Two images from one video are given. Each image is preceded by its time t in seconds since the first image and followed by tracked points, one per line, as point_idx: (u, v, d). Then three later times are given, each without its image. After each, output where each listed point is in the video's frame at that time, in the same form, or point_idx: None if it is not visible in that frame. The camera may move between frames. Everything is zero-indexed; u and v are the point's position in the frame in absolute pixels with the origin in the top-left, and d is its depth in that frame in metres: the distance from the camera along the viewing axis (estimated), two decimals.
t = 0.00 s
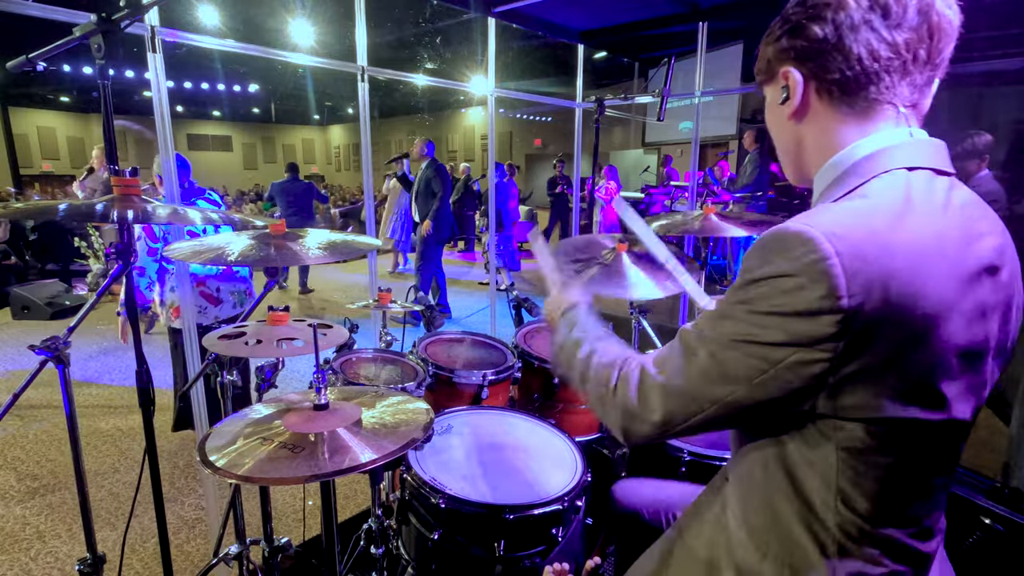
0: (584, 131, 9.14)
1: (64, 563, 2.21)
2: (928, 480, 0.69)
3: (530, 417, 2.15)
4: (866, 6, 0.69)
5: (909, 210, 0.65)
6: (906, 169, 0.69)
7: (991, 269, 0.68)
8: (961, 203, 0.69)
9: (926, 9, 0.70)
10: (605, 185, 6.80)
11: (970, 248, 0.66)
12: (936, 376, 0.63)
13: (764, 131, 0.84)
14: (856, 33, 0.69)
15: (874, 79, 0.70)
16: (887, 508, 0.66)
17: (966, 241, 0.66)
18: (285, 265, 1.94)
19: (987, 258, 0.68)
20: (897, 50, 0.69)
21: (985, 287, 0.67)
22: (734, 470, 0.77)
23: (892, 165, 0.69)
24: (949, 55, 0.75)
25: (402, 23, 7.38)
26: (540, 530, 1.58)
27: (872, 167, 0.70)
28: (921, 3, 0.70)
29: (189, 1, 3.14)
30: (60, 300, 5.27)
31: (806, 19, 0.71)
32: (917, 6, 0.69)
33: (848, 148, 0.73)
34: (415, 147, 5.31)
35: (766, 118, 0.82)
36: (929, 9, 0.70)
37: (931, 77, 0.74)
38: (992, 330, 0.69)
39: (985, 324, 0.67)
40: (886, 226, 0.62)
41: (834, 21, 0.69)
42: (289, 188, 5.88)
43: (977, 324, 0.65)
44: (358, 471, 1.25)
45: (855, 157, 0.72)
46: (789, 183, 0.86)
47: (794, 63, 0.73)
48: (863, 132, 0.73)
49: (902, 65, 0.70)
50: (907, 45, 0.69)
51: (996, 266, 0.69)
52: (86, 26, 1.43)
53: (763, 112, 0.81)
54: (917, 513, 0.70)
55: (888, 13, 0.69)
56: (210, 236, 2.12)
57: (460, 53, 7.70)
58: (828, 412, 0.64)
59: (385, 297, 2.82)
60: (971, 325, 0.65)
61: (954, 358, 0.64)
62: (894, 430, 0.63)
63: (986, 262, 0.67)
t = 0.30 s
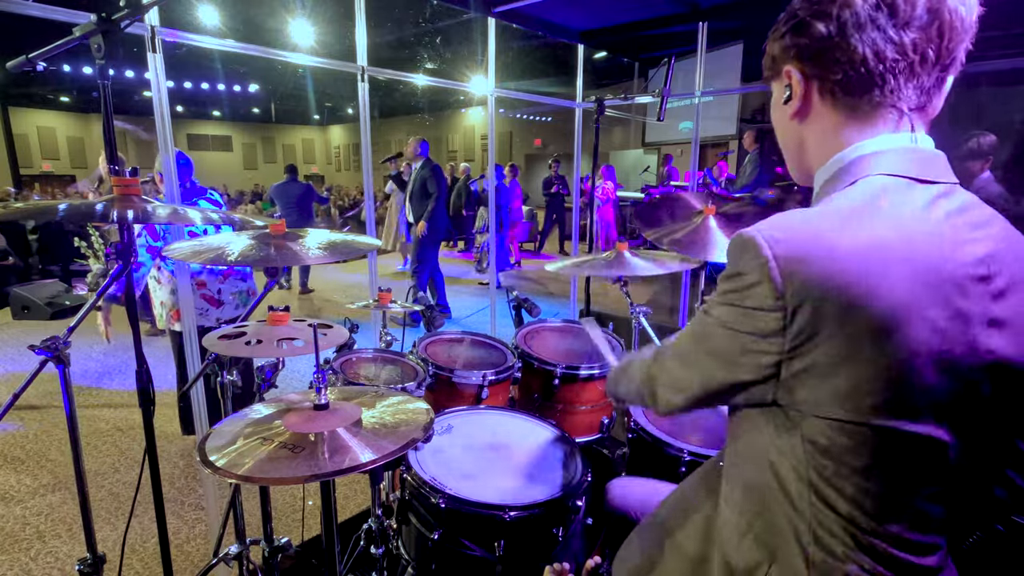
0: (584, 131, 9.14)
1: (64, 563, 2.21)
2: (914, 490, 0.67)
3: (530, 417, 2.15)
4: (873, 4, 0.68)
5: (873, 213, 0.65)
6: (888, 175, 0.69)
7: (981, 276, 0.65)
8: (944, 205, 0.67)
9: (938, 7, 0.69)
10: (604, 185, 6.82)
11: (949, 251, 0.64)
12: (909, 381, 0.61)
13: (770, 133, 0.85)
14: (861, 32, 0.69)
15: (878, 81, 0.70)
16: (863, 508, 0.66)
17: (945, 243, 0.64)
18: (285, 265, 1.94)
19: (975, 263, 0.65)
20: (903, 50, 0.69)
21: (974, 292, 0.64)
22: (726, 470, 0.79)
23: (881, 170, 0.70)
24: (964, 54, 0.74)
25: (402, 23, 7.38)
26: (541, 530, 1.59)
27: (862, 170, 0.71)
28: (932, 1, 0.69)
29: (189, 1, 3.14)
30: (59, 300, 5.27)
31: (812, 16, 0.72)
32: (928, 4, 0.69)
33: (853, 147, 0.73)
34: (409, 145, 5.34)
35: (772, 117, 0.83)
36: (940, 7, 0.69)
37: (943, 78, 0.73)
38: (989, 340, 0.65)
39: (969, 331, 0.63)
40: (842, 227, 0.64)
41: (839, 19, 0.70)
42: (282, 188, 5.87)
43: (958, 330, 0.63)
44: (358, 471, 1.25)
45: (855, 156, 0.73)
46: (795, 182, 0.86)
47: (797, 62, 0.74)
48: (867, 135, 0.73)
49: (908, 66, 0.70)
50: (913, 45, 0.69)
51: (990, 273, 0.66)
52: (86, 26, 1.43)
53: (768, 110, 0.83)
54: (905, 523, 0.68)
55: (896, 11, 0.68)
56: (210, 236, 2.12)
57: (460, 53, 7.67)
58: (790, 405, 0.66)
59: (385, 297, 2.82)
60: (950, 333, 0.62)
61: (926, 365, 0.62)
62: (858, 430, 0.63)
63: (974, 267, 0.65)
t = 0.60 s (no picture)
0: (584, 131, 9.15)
1: (64, 563, 2.21)
2: (908, 485, 0.67)
3: (530, 417, 2.15)
4: (838, 23, 0.70)
5: (869, 210, 0.65)
6: (859, 175, 0.69)
7: (973, 267, 0.67)
8: (933, 199, 0.69)
9: (896, 23, 0.70)
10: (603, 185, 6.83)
11: (941, 244, 0.65)
12: (906, 374, 0.63)
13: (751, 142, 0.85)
14: (829, 48, 0.70)
15: (846, 90, 0.70)
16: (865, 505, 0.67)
17: (936, 237, 0.66)
18: (285, 265, 1.94)
19: (966, 254, 0.67)
20: (869, 62, 0.70)
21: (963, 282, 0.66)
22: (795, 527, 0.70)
23: (845, 171, 0.70)
24: (923, 64, 0.75)
25: (403, 23, 7.39)
26: (540, 530, 1.58)
27: (828, 172, 0.71)
28: (890, 15, 0.70)
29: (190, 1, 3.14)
30: (60, 300, 5.27)
31: (783, 36, 0.73)
32: (887, 19, 0.70)
33: (826, 151, 0.73)
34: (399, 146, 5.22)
35: (751, 126, 0.83)
36: (898, 22, 0.70)
37: (906, 86, 0.74)
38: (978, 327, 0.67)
39: (962, 320, 0.65)
40: (842, 229, 0.64)
41: (808, 37, 0.71)
42: (277, 190, 6.37)
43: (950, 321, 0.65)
44: (358, 471, 1.25)
45: (827, 161, 0.73)
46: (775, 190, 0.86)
47: (772, 77, 0.75)
48: (838, 139, 0.73)
49: (875, 76, 0.70)
50: (877, 57, 0.70)
51: (980, 263, 0.68)
52: (86, 26, 1.42)
53: (748, 122, 0.83)
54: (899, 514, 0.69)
55: (859, 28, 0.69)
56: (210, 236, 2.12)
57: (461, 53, 7.68)
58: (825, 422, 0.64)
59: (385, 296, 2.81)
60: (944, 323, 0.64)
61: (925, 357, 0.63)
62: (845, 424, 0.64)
63: (965, 258, 0.66)
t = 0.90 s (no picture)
0: (584, 131, 9.17)
1: (64, 563, 2.21)
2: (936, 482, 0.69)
3: (529, 416, 2.15)
4: (850, 13, 0.70)
5: (920, 214, 0.63)
6: (892, 176, 0.67)
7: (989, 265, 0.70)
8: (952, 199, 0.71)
9: (907, 16, 0.72)
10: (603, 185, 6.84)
11: (972, 245, 0.67)
12: (956, 375, 0.63)
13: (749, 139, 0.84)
14: (840, 39, 0.70)
15: (857, 85, 0.71)
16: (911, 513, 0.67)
17: (968, 238, 0.67)
18: (285, 265, 1.94)
19: (985, 252, 0.70)
20: (879, 56, 0.71)
21: (988, 279, 0.69)
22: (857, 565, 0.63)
23: (874, 172, 0.68)
24: (928, 62, 0.77)
25: (402, 23, 7.40)
26: (541, 529, 1.59)
27: (853, 177, 0.69)
28: (900, 10, 0.72)
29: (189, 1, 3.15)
30: (60, 300, 5.28)
31: (790, 26, 0.73)
32: (899, 12, 0.71)
33: (838, 152, 0.73)
34: (391, 145, 5.25)
35: (750, 123, 0.83)
36: (909, 16, 0.72)
37: (913, 82, 0.76)
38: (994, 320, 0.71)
39: (989, 316, 0.68)
40: (908, 235, 0.60)
41: (818, 27, 0.71)
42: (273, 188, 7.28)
43: (988, 320, 0.66)
44: (358, 471, 1.25)
45: (844, 163, 0.72)
46: (772, 185, 0.86)
47: (778, 69, 0.74)
48: (848, 137, 0.73)
49: (884, 71, 0.71)
50: (888, 51, 0.71)
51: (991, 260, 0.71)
52: (86, 26, 1.43)
53: (746, 117, 0.82)
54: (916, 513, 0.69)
55: (870, 20, 0.71)
56: (210, 236, 2.12)
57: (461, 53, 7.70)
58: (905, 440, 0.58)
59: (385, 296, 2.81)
60: (982, 320, 0.66)
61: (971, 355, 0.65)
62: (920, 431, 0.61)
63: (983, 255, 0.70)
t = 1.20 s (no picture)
0: (584, 131, 9.17)
1: (64, 563, 2.21)
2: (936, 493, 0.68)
3: (528, 416, 2.15)
4: (828, 20, 0.70)
5: (891, 223, 0.64)
6: (877, 181, 0.68)
7: (978, 271, 0.69)
8: (940, 206, 0.70)
9: (887, 19, 0.71)
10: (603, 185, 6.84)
11: (956, 252, 0.66)
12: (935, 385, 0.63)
13: (739, 143, 0.85)
14: (820, 46, 0.69)
15: (841, 90, 0.70)
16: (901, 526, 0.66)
17: (953, 244, 0.67)
18: (285, 265, 1.94)
19: (975, 257, 0.68)
20: (861, 61, 0.70)
21: (973, 286, 0.68)
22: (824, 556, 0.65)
23: (859, 180, 0.69)
24: (913, 61, 0.76)
25: (403, 23, 7.40)
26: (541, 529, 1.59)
27: (842, 181, 0.70)
28: (880, 13, 0.71)
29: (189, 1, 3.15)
30: (60, 300, 5.28)
31: (770, 33, 0.72)
32: (878, 15, 0.71)
33: (825, 156, 0.73)
34: (384, 144, 5.25)
35: (739, 129, 0.83)
36: (888, 18, 0.71)
37: (898, 84, 0.75)
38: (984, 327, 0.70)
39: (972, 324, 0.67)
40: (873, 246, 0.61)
41: (799, 34, 0.70)
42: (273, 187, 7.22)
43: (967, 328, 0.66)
44: (358, 471, 1.25)
45: (831, 167, 0.72)
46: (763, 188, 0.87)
47: (761, 77, 0.74)
48: (834, 142, 0.73)
49: (867, 75, 0.71)
50: (869, 55, 0.70)
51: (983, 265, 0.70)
52: (86, 26, 1.43)
53: (735, 122, 0.82)
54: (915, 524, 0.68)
55: (850, 25, 0.70)
56: (210, 236, 2.12)
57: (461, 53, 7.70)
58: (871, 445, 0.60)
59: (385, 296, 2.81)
60: (962, 329, 0.66)
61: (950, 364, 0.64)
62: (888, 440, 0.61)
63: (974, 262, 0.69)
